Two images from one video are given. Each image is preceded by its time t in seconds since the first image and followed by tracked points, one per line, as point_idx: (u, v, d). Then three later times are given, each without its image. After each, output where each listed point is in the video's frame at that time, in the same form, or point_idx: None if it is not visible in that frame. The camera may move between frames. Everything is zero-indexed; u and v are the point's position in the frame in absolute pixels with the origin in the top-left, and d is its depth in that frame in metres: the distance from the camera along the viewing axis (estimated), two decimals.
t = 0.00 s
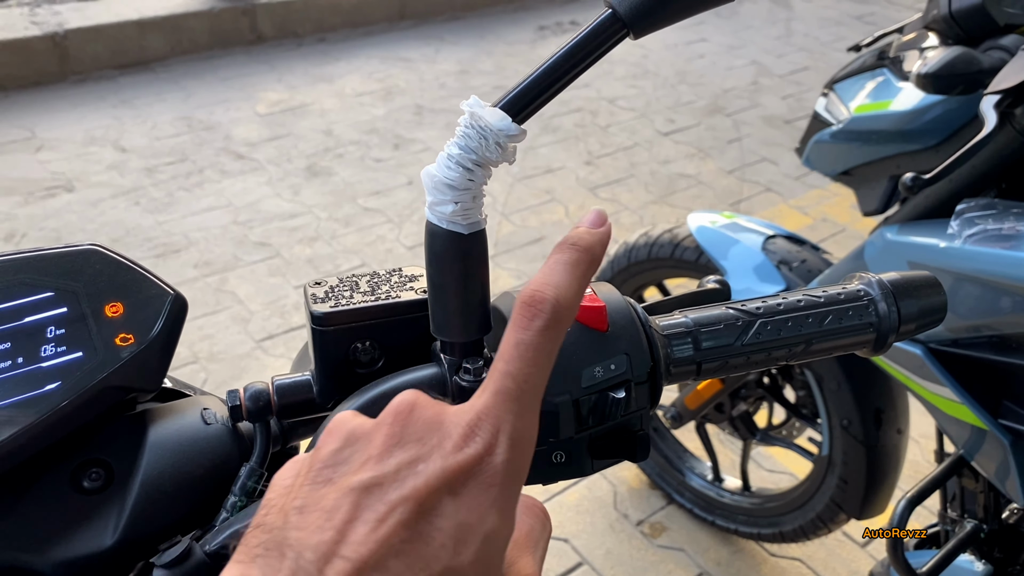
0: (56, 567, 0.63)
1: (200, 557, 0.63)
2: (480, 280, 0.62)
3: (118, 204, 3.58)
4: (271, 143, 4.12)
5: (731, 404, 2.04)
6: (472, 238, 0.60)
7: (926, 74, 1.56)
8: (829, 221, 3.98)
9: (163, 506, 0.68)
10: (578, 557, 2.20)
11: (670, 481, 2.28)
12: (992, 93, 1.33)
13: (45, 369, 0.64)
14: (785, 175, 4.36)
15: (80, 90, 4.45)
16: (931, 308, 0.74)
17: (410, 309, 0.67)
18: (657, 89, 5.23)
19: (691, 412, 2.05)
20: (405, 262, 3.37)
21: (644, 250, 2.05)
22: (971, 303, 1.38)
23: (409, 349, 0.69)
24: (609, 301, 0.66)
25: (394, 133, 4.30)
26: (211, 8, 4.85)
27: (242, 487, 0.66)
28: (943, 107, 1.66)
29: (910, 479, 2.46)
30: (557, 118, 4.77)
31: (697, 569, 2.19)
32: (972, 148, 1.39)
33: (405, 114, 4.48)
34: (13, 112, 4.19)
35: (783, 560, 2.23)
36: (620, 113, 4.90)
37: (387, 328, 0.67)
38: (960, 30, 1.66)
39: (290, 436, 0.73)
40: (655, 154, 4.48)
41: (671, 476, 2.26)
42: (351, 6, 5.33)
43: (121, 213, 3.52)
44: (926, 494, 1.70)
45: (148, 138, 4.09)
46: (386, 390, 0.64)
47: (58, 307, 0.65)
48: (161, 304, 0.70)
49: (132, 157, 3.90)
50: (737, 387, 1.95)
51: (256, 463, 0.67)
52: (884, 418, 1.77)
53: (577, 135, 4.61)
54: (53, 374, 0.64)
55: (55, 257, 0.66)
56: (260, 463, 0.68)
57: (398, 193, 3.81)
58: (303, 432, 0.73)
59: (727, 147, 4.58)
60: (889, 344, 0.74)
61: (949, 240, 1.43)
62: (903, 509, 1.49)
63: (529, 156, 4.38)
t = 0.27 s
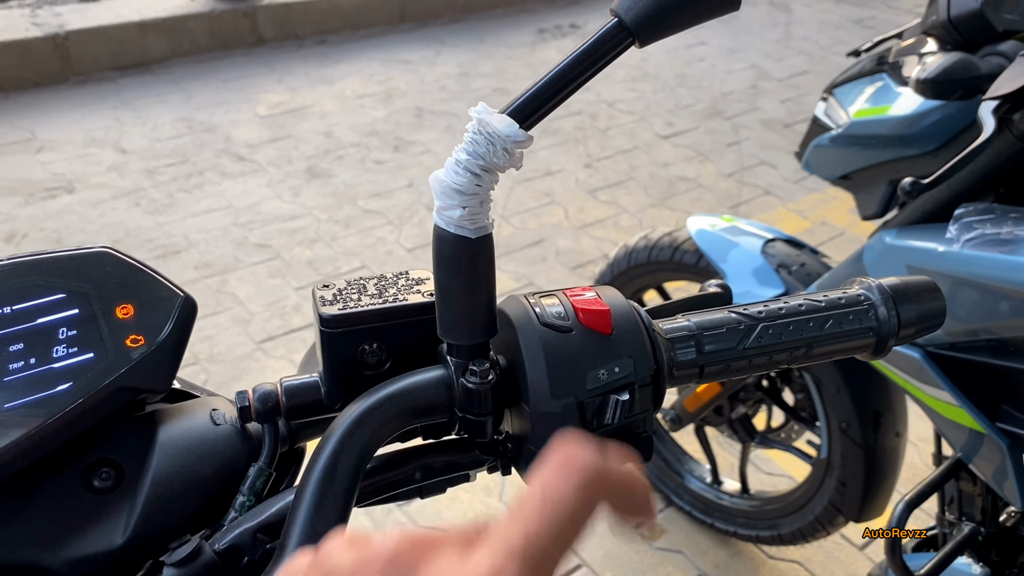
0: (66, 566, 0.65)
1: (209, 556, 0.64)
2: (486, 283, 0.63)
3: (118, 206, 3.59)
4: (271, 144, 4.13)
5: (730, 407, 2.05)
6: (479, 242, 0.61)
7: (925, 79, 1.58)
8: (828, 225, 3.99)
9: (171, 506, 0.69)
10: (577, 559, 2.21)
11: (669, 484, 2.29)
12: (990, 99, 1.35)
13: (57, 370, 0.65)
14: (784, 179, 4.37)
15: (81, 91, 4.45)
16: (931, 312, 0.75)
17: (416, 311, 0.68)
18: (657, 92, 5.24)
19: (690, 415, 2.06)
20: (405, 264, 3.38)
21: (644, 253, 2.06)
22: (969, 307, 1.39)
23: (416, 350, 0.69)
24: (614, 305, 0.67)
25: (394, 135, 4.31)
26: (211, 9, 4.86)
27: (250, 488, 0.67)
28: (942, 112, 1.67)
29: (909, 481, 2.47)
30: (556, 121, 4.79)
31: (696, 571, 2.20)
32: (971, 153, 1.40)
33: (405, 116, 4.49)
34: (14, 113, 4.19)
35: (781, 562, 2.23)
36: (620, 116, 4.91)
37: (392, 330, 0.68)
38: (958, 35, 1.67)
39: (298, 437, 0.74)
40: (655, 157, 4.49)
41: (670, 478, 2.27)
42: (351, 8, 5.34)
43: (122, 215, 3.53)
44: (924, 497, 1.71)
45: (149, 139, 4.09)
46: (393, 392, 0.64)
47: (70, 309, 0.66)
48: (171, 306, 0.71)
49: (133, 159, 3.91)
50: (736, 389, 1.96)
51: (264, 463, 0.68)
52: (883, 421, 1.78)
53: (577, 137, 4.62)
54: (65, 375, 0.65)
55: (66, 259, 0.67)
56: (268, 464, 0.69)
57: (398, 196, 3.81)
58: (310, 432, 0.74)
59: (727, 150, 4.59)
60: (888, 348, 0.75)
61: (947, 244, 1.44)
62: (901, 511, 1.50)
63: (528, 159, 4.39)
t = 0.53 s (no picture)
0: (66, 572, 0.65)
1: (208, 563, 0.64)
2: (485, 292, 0.63)
3: (118, 209, 3.59)
4: (270, 148, 4.13)
5: (728, 412, 2.05)
6: (478, 252, 0.61)
7: (924, 88, 1.59)
8: (826, 230, 4.00)
9: (171, 514, 0.69)
10: (574, 563, 2.21)
11: (666, 488, 2.29)
12: (988, 108, 1.36)
13: (58, 377, 0.66)
14: (782, 184, 4.38)
15: (81, 94, 4.45)
16: (927, 322, 0.76)
17: (416, 320, 0.69)
18: (655, 97, 5.25)
19: (688, 420, 2.06)
20: (403, 267, 3.39)
21: (642, 258, 2.06)
22: (966, 314, 1.40)
23: (415, 359, 0.70)
24: (613, 314, 0.67)
25: (393, 139, 4.31)
26: (212, 13, 4.87)
27: (249, 496, 0.67)
28: (940, 120, 1.68)
29: (905, 487, 2.47)
30: (555, 125, 4.79)
31: None
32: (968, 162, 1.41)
33: (405, 120, 4.50)
34: (13, 115, 4.19)
35: (778, 567, 2.23)
36: (618, 121, 4.92)
37: (392, 339, 0.68)
38: (956, 44, 1.67)
39: (297, 444, 0.74)
40: (653, 163, 4.50)
41: (668, 483, 2.28)
42: (351, 12, 5.35)
43: (121, 218, 3.53)
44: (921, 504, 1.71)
45: (148, 143, 4.10)
46: (391, 401, 0.64)
47: (70, 316, 0.66)
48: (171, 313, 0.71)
49: (132, 162, 3.91)
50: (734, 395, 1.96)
51: (263, 471, 0.68)
52: (880, 428, 1.78)
53: (576, 142, 4.63)
54: (65, 382, 0.66)
55: (68, 266, 0.67)
56: (267, 472, 0.69)
57: (397, 200, 3.82)
58: (310, 439, 0.74)
59: (725, 156, 4.60)
60: (886, 358, 0.75)
61: (945, 252, 1.44)
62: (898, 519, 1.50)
63: (527, 163, 4.40)
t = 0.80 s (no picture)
0: (60, 563, 0.66)
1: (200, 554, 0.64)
2: (479, 286, 0.63)
3: (116, 208, 3.59)
4: (269, 149, 4.13)
5: (724, 414, 2.05)
6: (471, 246, 0.61)
7: (919, 90, 1.59)
8: (823, 233, 4.01)
9: (165, 504, 0.69)
10: (570, 564, 2.21)
11: (662, 490, 2.30)
12: (983, 109, 1.36)
13: (53, 369, 0.66)
14: (779, 187, 4.39)
15: (80, 94, 4.46)
16: (918, 319, 0.76)
17: (410, 314, 0.69)
18: (654, 100, 5.26)
19: (685, 421, 2.07)
20: (401, 268, 3.39)
21: (639, 260, 2.07)
22: (961, 316, 1.40)
23: (409, 352, 0.70)
24: (605, 309, 0.68)
25: (392, 140, 4.32)
26: (211, 14, 4.87)
27: (242, 488, 0.68)
28: (935, 122, 1.68)
29: (901, 490, 2.48)
30: (554, 128, 4.80)
31: None
32: (963, 163, 1.42)
33: (403, 122, 4.50)
34: (12, 115, 4.19)
35: (774, 569, 2.23)
36: (617, 123, 4.92)
37: (385, 332, 0.68)
38: (952, 47, 1.68)
39: (290, 438, 0.74)
40: (652, 165, 4.50)
41: (664, 485, 2.28)
42: (350, 13, 5.36)
43: (119, 217, 3.53)
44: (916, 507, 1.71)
45: (147, 143, 4.10)
46: (384, 393, 0.65)
47: (65, 309, 0.67)
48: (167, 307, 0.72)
49: (131, 162, 3.91)
50: (730, 396, 1.97)
51: (257, 463, 0.69)
52: (875, 430, 1.79)
53: (574, 144, 4.64)
54: (60, 374, 0.66)
55: (63, 259, 0.68)
56: (260, 464, 0.69)
57: (395, 201, 3.82)
58: (303, 433, 0.74)
59: (723, 158, 4.61)
60: (877, 354, 0.76)
61: (940, 253, 1.45)
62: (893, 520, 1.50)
63: (526, 165, 4.40)
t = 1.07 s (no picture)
0: (66, 556, 0.66)
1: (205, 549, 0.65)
2: (481, 285, 0.64)
3: (119, 208, 3.60)
4: (272, 150, 4.15)
5: (725, 416, 2.06)
6: (475, 246, 0.62)
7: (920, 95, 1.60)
8: (824, 237, 4.01)
9: (170, 499, 0.70)
10: (570, 566, 2.22)
11: (662, 492, 2.30)
12: (983, 114, 1.37)
13: (61, 364, 0.67)
14: (781, 191, 4.39)
15: (84, 93, 4.47)
16: (916, 322, 0.77)
17: (413, 312, 0.70)
18: (657, 103, 5.27)
19: (685, 423, 2.07)
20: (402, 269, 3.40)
21: (640, 263, 2.08)
22: (961, 320, 1.41)
23: (411, 350, 0.71)
24: (606, 309, 0.68)
25: (394, 141, 4.33)
26: (216, 14, 4.89)
27: (246, 483, 0.69)
28: (937, 127, 1.68)
29: (900, 493, 2.48)
30: (556, 130, 4.81)
31: None
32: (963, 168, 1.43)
33: (406, 123, 4.51)
34: (16, 114, 4.20)
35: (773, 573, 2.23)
36: (619, 126, 4.93)
37: (389, 330, 0.69)
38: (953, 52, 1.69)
39: (294, 435, 0.75)
40: (654, 168, 4.51)
41: (664, 487, 2.28)
42: (354, 15, 5.37)
43: (122, 217, 3.54)
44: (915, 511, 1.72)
45: (150, 142, 4.11)
46: (387, 391, 0.66)
47: (73, 305, 0.68)
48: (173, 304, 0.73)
49: (134, 161, 3.92)
50: (731, 399, 1.97)
51: (261, 459, 0.70)
52: (875, 433, 1.79)
53: (576, 147, 4.65)
54: (68, 370, 0.67)
55: (71, 256, 0.69)
56: (265, 460, 0.70)
57: (398, 202, 3.83)
58: (307, 430, 0.75)
59: (725, 162, 4.62)
60: (875, 356, 0.76)
61: (940, 257, 1.45)
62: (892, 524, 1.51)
63: (528, 168, 4.41)
